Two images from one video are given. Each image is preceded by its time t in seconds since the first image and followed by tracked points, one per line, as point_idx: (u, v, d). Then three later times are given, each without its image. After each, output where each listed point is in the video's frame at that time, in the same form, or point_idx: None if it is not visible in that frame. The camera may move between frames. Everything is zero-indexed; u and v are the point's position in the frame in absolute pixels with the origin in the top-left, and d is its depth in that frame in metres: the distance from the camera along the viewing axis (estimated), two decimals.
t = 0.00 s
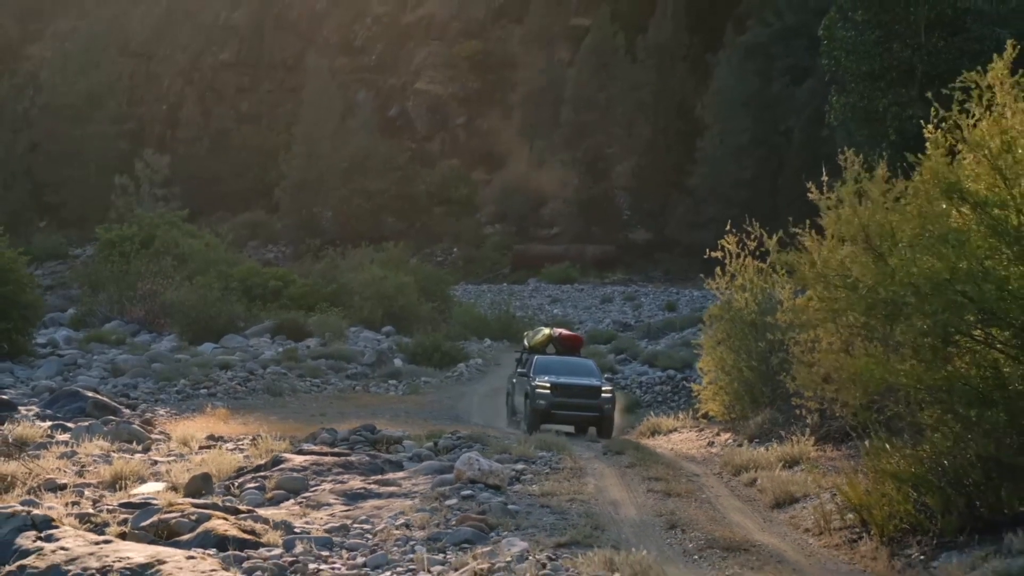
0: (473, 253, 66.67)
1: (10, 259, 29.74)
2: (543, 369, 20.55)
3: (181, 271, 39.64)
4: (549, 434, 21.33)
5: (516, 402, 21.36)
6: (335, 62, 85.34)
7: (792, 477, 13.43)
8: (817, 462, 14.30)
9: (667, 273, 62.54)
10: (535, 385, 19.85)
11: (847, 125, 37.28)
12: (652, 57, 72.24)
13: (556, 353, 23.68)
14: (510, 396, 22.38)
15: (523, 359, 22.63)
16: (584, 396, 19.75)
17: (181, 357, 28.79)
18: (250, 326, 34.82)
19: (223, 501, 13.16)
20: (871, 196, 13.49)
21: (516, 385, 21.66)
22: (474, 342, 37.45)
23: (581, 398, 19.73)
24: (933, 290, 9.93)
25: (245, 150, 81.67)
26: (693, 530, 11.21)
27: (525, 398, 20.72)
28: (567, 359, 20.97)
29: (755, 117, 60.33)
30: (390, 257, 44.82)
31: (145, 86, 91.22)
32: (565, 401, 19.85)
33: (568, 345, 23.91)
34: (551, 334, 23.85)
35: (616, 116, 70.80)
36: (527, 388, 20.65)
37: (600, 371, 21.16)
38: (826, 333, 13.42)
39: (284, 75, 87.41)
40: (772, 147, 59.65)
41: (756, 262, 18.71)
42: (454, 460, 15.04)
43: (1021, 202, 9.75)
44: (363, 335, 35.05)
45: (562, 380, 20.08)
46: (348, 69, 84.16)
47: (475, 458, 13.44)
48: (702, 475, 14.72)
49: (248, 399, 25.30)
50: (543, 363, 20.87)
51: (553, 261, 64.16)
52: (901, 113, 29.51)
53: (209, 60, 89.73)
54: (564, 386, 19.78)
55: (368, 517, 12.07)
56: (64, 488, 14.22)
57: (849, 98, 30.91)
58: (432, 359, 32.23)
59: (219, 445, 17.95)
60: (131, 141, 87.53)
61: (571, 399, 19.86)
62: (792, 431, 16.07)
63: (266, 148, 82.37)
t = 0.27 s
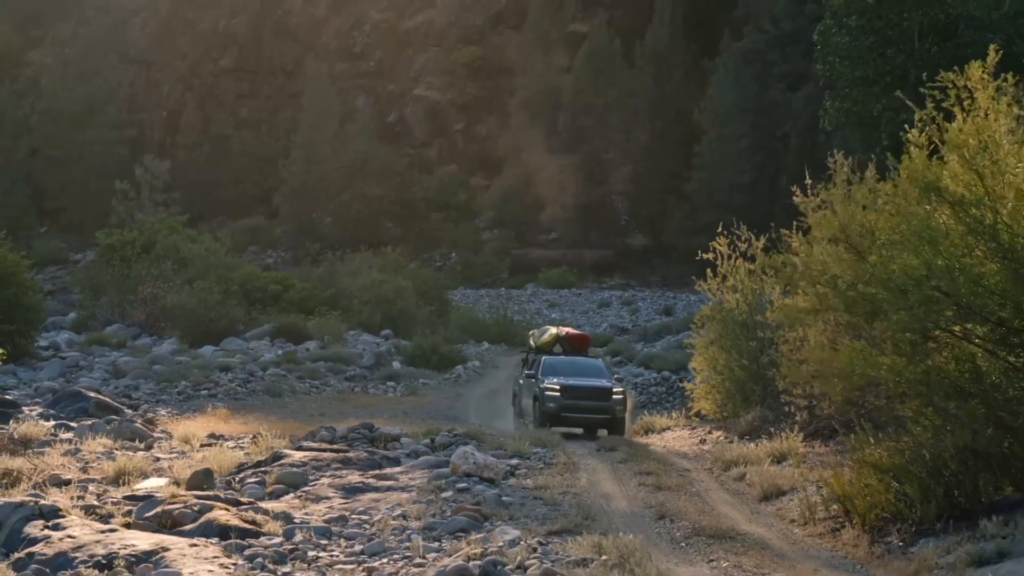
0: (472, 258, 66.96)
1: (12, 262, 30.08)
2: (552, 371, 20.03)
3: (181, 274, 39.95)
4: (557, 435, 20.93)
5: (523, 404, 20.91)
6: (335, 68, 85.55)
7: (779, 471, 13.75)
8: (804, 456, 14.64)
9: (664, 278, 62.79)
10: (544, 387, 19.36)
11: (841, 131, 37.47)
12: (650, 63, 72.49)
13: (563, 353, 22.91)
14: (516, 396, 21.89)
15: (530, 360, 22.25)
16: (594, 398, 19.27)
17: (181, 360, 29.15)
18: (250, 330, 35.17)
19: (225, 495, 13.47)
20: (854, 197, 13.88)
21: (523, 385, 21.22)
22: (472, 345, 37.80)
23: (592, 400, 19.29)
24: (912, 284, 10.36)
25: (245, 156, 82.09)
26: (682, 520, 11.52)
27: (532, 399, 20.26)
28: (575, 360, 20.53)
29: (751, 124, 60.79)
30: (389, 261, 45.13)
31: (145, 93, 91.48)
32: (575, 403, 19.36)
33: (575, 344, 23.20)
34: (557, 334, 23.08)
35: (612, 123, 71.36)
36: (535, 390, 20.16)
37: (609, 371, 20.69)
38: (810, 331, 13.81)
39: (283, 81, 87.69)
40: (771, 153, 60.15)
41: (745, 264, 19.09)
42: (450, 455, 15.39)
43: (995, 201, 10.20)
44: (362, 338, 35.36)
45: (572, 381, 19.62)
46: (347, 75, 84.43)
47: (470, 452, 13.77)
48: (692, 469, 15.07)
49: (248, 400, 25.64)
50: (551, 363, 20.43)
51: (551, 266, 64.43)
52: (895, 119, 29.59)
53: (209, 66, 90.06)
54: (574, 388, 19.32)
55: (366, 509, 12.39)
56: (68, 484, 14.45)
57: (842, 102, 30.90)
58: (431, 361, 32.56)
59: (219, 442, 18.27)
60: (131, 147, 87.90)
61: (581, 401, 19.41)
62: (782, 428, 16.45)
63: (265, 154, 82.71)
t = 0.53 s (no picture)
0: (470, 261, 67.16)
1: (14, 264, 30.38)
2: (559, 372, 19.68)
3: (181, 276, 40.19)
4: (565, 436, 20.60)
5: (531, 404, 20.65)
6: (334, 72, 85.74)
7: (770, 467, 14.03)
8: (794, 451, 14.93)
9: (662, 281, 62.99)
10: (551, 388, 18.97)
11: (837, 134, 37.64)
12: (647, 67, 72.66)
13: (570, 352, 22.93)
14: (524, 395, 21.51)
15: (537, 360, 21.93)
16: (603, 399, 18.87)
17: (182, 361, 29.43)
18: (250, 331, 35.40)
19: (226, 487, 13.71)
20: (844, 197, 14.21)
21: (530, 386, 20.88)
22: (471, 347, 38.09)
23: (601, 401, 18.88)
24: (895, 281, 10.73)
25: (245, 160, 82.35)
26: (673, 511, 11.77)
27: (540, 400, 19.96)
28: (583, 359, 20.11)
29: (748, 130, 61.02)
30: (388, 263, 45.39)
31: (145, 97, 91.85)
32: (584, 404, 19.00)
33: (582, 343, 23.27)
34: (564, 333, 23.17)
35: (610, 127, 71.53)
36: (543, 392, 19.85)
37: (617, 371, 20.31)
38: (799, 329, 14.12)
39: (283, 85, 87.91)
40: (768, 157, 60.55)
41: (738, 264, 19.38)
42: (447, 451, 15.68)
43: (976, 199, 10.57)
44: (362, 340, 35.64)
45: (580, 382, 19.23)
46: (346, 79, 84.63)
47: (467, 447, 14.11)
48: (685, 465, 15.35)
49: (248, 399, 25.90)
50: (558, 363, 20.06)
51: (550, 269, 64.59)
52: (890, 123, 29.88)
53: (209, 70, 90.53)
54: (583, 388, 18.95)
55: (366, 501, 12.66)
56: (72, 479, 14.65)
57: (837, 107, 31.20)
58: (429, 362, 32.84)
59: (220, 440, 18.53)
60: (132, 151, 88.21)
61: (590, 401, 19.04)
62: (773, 424, 16.73)
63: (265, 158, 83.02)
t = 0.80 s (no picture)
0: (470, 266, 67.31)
1: (17, 269, 30.70)
2: (566, 371, 18.91)
3: (182, 281, 40.47)
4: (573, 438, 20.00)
5: (539, 406, 19.91)
6: (334, 78, 85.96)
7: (761, 464, 14.32)
8: (786, 449, 15.22)
9: (661, 287, 63.15)
10: (559, 387, 18.19)
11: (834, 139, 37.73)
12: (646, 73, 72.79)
13: (577, 353, 23.22)
14: (532, 397, 20.83)
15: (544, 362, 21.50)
16: (611, 399, 18.14)
17: (183, 364, 29.69)
18: (250, 335, 35.67)
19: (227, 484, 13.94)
20: (834, 201, 14.59)
21: (537, 387, 20.18)
22: (469, 351, 38.38)
23: (609, 401, 18.10)
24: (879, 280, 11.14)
25: (245, 166, 82.63)
26: (664, 506, 12.02)
27: (546, 402, 19.24)
28: (591, 359, 19.38)
29: (746, 135, 61.34)
30: (387, 269, 45.65)
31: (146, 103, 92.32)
32: (592, 404, 18.24)
33: (591, 345, 23.43)
34: (572, 334, 23.44)
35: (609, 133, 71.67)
36: (549, 393, 19.12)
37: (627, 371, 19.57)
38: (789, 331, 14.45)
39: (283, 92, 88.21)
40: (766, 163, 60.90)
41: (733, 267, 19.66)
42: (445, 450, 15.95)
43: (960, 200, 10.97)
44: (361, 344, 35.92)
45: (588, 382, 18.47)
46: (345, 86, 84.94)
47: (464, 444, 14.39)
48: (679, 463, 15.64)
49: (248, 402, 26.19)
50: (565, 363, 19.33)
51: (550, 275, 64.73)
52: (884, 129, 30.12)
53: (209, 77, 90.99)
54: (591, 388, 18.20)
55: (364, 498, 12.91)
56: (76, 476, 14.87)
57: (833, 112, 31.45)
58: (428, 366, 33.10)
59: (221, 440, 18.80)
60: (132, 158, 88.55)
61: (598, 401, 18.30)
62: (765, 424, 17.06)
63: (265, 164, 83.24)
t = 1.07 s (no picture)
0: (468, 278, 67.63)
1: (21, 280, 31.10)
2: (576, 381, 18.36)
3: (183, 292, 40.84)
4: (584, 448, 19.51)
5: (548, 416, 19.38)
6: (334, 92, 86.34)
7: (750, 468, 14.68)
8: (775, 454, 15.61)
9: (658, 298, 63.41)
10: (568, 397, 17.66)
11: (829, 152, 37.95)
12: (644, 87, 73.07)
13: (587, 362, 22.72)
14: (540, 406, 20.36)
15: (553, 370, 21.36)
16: (622, 410, 17.59)
17: (184, 374, 30.01)
18: (250, 345, 35.98)
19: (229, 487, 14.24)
20: (821, 211, 14.99)
21: (546, 396, 19.67)
22: (468, 361, 38.69)
23: (619, 412, 17.58)
24: (864, 285, 11.58)
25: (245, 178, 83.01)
26: (655, 507, 12.35)
27: (555, 412, 18.67)
28: (601, 367, 18.87)
29: (743, 146, 61.69)
30: (387, 280, 45.96)
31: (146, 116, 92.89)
32: (602, 415, 17.71)
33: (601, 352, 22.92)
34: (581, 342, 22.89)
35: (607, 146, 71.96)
36: (558, 403, 18.55)
37: (637, 379, 18.99)
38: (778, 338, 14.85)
39: (283, 105, 88.57)
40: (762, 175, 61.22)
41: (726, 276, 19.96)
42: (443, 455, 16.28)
43: (942, 207, 11.43)
44: (360, 354, 36.22)
45: (597, 392, 17.95)
46: (345, 99, 85.30)
47: (461, 449, 14.75)
48: (672, 467, 16.00)
49: (249, 410, 26.54)
50: (574, 373, 18.83)
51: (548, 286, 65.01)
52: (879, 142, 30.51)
53: (209, 89, 91.54)
54: (600, 398, 17.64)
55: (364, 500, 13.23)
56: (81, 480, 15.17)
57: (828, 124, 31.91)
58: (426, 376, 33.37)
59: (223, 447, 19.11)
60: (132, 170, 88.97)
61: (608, 411, 17.77)
62: (757, 430, 17.44)
63: (265, 177, 83.54)
